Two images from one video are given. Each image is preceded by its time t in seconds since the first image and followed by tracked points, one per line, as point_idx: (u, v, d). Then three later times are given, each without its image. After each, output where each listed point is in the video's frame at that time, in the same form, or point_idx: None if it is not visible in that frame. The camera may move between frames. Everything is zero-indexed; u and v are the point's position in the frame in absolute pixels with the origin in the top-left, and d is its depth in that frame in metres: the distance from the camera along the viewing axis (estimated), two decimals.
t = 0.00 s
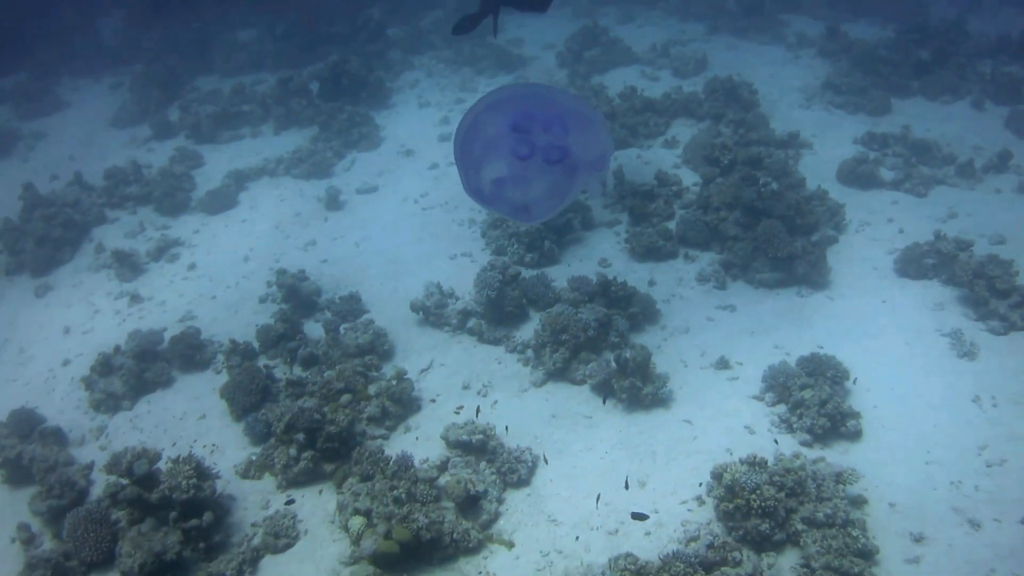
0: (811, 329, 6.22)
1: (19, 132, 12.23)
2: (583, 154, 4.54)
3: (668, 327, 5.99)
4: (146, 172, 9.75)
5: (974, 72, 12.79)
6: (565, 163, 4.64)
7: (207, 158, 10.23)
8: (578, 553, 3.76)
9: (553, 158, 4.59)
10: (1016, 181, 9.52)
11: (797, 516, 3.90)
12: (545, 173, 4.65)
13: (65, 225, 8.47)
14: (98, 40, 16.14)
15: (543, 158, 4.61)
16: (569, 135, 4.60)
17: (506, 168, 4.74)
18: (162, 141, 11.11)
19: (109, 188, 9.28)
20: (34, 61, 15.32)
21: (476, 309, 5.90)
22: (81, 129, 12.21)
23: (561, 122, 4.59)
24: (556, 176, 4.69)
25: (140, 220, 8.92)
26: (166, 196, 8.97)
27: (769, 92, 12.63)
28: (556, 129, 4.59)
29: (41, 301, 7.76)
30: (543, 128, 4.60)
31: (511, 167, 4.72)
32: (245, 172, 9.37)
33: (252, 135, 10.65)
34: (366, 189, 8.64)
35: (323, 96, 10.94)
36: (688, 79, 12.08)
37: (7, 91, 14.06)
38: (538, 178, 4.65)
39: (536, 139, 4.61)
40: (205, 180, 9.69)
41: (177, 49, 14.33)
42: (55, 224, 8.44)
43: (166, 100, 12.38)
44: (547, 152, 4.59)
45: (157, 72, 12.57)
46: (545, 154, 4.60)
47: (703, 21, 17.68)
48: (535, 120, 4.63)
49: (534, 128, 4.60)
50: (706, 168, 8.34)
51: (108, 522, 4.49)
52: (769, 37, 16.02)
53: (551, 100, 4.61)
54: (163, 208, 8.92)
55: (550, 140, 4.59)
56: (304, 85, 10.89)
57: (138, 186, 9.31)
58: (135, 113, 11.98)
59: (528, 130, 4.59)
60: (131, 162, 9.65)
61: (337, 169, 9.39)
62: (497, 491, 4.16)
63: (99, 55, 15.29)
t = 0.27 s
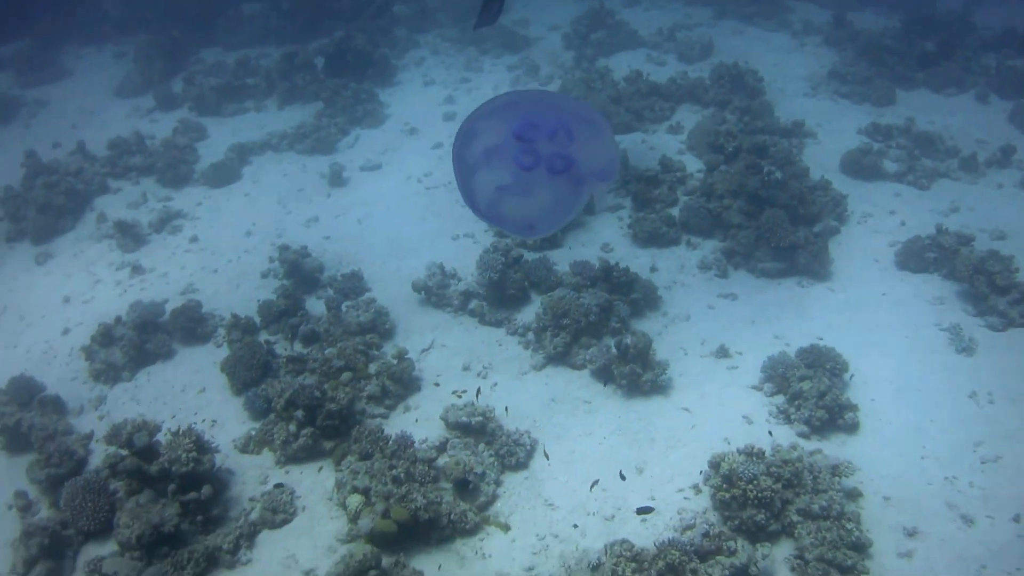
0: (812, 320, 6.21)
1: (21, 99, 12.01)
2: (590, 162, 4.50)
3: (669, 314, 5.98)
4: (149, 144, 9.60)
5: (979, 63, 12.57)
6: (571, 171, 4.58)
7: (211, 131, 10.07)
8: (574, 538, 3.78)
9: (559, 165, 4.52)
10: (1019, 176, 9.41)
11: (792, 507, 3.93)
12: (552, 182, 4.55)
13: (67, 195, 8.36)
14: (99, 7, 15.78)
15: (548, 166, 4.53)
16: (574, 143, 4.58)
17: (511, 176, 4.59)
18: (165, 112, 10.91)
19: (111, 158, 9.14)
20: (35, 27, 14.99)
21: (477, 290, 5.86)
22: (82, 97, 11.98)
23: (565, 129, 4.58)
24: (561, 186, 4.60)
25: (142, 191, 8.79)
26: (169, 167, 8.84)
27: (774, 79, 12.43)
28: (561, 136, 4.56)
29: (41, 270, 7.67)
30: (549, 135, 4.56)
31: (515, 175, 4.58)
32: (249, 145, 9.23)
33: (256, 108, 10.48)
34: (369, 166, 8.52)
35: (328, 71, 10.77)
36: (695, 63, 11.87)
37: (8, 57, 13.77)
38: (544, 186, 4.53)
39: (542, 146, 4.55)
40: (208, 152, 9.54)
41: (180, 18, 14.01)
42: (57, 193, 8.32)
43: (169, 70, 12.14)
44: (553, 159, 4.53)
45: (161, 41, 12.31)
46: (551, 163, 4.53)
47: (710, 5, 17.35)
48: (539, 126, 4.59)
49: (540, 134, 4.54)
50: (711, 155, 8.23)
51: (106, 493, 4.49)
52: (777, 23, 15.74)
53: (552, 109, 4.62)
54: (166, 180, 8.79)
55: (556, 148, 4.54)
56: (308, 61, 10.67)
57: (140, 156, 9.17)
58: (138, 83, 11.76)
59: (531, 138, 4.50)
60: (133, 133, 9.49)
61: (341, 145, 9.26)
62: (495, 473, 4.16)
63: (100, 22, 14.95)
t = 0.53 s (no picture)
0: (818, 310, 6.18)
1: (22, 96, 11.94)
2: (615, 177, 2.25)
3: (675, 306, 5.97)
4: (152, 141, 9.57)
5: (979, 51, 12.43)
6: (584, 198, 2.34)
7: (213, 126, 10.02)
8: (586, 531, 3.77)
9: (560, 193, 2.30)
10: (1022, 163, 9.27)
11: (803, 497, 3.93)
12: (552, 218, 2.31)
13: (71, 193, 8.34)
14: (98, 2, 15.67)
15: (541, 191, 2.31)
16: (589, 152, 2.31)
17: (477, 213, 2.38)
18: (167, 109, 10.85)
19: (115, 156, 9.10)
20: (35, 24, 14.90)
21: (484, 284, 5.85)
22: (83, 94, 11.91)
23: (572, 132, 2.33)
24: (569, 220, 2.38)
25: (146, 188, 8.76)
26: (172, 164, 8.80)
27: (775, 68, 12.36)
28: (563, 147, 2.33)
29: (47, 269, 7.65)
30: (541, 146, 2.35)
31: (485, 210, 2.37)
32: (252, 141, 9.19)
33: (258, 103, 10.41)
34: (373, 161, 8.48)
35: (330, 66, 10.72)
36: (696, 52, 11.76)
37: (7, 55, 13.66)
38: (536, 224, 2.30)
39: (528, 165, 2.34)
40: (211, 148, 9.49)
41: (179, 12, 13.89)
42: (61, 192, 8.30)
43: (171, 67, 12.06)
44: (549, 181, 2.31)
45: (161, 37, 12.23)
46: (546, 184, 2.32)
47: None
48: (526, 138, 2.37)
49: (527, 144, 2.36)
50: (715, 145, 8.19)
51: (118, 493, 4.52)
52: (778, 11, 15.60)
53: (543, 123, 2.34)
54: (170, 178, 8.76)
55: (554, 164, 2.32)
56: (309, 55, 10.59)
57: (143, 153, 9.13)
58: (139, 79, 11.69)
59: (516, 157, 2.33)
60: (136, 130, 9.45)
61: (344, 140, 9.21)
62: (506, 467, 4.17)
63: (99, 18, 14.84)
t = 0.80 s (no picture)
0: (824, 297, 6.15)
1: (21, 91, 11.84)
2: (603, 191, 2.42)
3: (681, 294, 5.95)
4: (153, 135, 9.50)
5: (979, 34, 12.25)
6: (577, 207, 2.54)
7: (213, 119, 9.93)
8: (595, 521, 3.77)
9: (555, 204, 2.53)
10: None
11: (811, 485, 3.93)
12: (548, 228, 2.56)
13: (73, 188, 8.29)
14: None
15: (536, 202, 2.56)
16: (579, 162, 2.49)
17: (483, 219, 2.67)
18: (167, 102, 10.75)
19: (116, 150, 9.04)
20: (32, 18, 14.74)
21: (489, 274, 5.82)
22: (82, 89, 11.81)
23: (566, 142, 2.48)
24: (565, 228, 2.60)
25: (148, 182, 8.70)
26: (173, 158, 8.73)
27: (777, 54, 12.23)
28: (556, 156, 2.52)
29: (50, 265, 7.62)
30: (536, 154, 2.55)
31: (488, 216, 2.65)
32: (253, 133, 9.11)
33: (258, 95, 10.31)
34: (375, 151, 8.41)
35: (330, 56, 10.60)
36: (697, 38, 11.62)
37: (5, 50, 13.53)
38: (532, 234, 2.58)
39: (523, 174, 2.57)
40: (213, 141, 9.41)
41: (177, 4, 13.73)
42: (63, 187, 8.25)
43: (170, 60, 11.95)
44: (544, 192, 2.54)
45: (159, 29, 12.10)
46: (541, 194, 2.56)
47: None
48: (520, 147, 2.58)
49: (521, 153, 2.56)
50: (717, 132, 8.12)
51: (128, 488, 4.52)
52: None
53: (535, 134, 2.53)
54: (172, 171, 8.69)
55: (547, 174, 2.54)
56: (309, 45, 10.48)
57: (144, 147, 9.07)
58: (138, 73, 11.58)
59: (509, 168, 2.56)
60: (137, 124, 9.38)
61: (345, 131, 9.12)
62: (515, 458, 4.17)
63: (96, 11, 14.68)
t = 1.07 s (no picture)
0: (833, 277, 6.11)
1: (25, 88, 11.83)
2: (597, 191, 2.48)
3: (690, 277, 5.93)
4: (159, 129, 9.51)
5: (984, 12, 11.99)
6: (575, 205, 2.60)
7: (217, 112, 9.88)
8: (611, 504, 3.76)
9: (553, 205, 2.59)
10: None
11: (825, 464, 3.92)
12: (547, 228, 2.64)
13: (80, 184, 8.31)
14: None
15: (535, 204, 2.62)
16: (574, 164, 2.51)
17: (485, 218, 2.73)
18: (171, 96, 10.70)
19: (121, 146, 9.05)
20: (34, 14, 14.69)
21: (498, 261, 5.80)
22: (85, 84, 11.77)
23: (560, 144, 2.48)
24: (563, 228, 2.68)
25: (154, 176, 8.68)
26: (178, 151, 8.71)
27: (781, 35, 12.09)
28: (551, 158, 2.53)
29: (59, 262, 7.64)
30: (532, 155, 2.54)
31: (491, 215, 2.71)
32: (257, 124, 9.06)
33: (261, 87, 10.24)
34: (381, 140, 8.35)
35: (332, 46, 10.49)
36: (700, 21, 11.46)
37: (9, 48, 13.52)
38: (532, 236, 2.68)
39: (520, 174, 2.57)
40: (218, 133, 9.36)
41: None
42: (69, 183, 8.27)
43: (172, 54, 11.91)
44: (542, 193, 2.58)
45: (161, 23, 12.04)
46: (539, 195, 2.60)
47: None
48: (515, 146, 2.57)
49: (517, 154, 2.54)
50: (723, 114, 8.04)
51: (144, 482, 4.56)
52: None
53: (527, 134, 2.51)
54: (178, 164, 8.65)
55: (544, 175, 2.55)
56: (311, 35, 10.40)
57: (149, 142, 9.08)
58: (141, 67, 11.53)
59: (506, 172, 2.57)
60: (142, 119, 9.39)
61: (349, 121, 9.05)
62: (529, 443, 4.19)
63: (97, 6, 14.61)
